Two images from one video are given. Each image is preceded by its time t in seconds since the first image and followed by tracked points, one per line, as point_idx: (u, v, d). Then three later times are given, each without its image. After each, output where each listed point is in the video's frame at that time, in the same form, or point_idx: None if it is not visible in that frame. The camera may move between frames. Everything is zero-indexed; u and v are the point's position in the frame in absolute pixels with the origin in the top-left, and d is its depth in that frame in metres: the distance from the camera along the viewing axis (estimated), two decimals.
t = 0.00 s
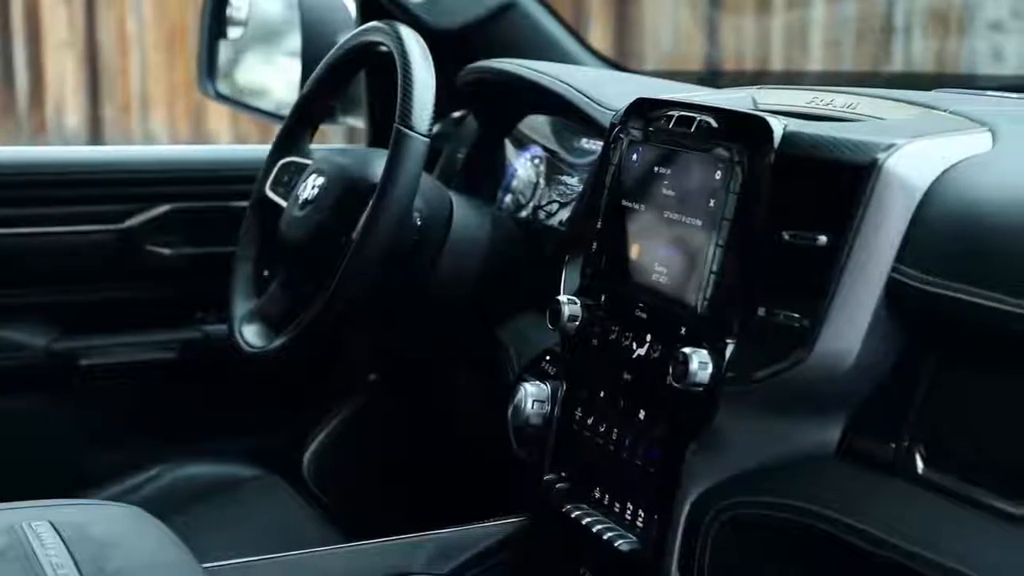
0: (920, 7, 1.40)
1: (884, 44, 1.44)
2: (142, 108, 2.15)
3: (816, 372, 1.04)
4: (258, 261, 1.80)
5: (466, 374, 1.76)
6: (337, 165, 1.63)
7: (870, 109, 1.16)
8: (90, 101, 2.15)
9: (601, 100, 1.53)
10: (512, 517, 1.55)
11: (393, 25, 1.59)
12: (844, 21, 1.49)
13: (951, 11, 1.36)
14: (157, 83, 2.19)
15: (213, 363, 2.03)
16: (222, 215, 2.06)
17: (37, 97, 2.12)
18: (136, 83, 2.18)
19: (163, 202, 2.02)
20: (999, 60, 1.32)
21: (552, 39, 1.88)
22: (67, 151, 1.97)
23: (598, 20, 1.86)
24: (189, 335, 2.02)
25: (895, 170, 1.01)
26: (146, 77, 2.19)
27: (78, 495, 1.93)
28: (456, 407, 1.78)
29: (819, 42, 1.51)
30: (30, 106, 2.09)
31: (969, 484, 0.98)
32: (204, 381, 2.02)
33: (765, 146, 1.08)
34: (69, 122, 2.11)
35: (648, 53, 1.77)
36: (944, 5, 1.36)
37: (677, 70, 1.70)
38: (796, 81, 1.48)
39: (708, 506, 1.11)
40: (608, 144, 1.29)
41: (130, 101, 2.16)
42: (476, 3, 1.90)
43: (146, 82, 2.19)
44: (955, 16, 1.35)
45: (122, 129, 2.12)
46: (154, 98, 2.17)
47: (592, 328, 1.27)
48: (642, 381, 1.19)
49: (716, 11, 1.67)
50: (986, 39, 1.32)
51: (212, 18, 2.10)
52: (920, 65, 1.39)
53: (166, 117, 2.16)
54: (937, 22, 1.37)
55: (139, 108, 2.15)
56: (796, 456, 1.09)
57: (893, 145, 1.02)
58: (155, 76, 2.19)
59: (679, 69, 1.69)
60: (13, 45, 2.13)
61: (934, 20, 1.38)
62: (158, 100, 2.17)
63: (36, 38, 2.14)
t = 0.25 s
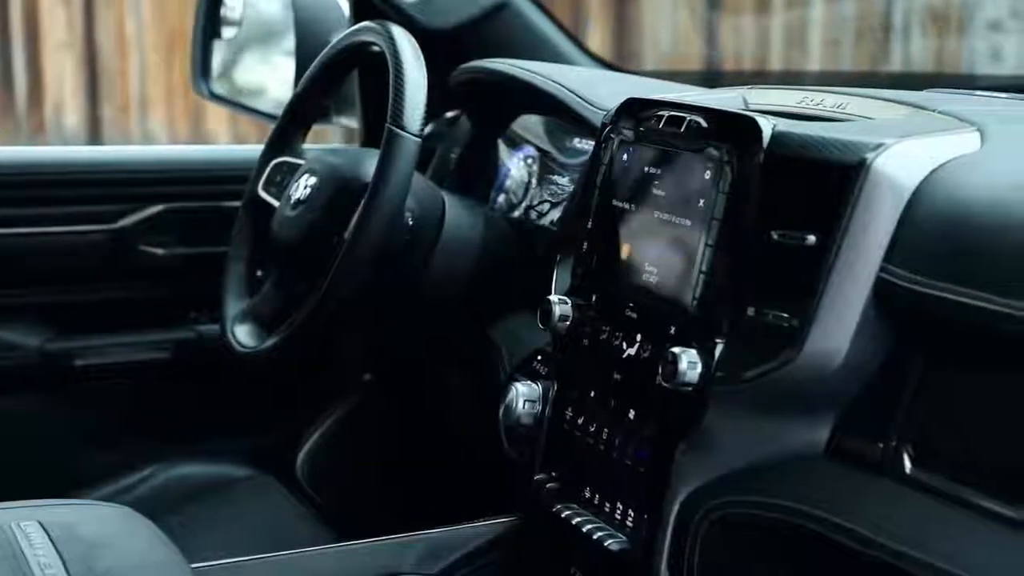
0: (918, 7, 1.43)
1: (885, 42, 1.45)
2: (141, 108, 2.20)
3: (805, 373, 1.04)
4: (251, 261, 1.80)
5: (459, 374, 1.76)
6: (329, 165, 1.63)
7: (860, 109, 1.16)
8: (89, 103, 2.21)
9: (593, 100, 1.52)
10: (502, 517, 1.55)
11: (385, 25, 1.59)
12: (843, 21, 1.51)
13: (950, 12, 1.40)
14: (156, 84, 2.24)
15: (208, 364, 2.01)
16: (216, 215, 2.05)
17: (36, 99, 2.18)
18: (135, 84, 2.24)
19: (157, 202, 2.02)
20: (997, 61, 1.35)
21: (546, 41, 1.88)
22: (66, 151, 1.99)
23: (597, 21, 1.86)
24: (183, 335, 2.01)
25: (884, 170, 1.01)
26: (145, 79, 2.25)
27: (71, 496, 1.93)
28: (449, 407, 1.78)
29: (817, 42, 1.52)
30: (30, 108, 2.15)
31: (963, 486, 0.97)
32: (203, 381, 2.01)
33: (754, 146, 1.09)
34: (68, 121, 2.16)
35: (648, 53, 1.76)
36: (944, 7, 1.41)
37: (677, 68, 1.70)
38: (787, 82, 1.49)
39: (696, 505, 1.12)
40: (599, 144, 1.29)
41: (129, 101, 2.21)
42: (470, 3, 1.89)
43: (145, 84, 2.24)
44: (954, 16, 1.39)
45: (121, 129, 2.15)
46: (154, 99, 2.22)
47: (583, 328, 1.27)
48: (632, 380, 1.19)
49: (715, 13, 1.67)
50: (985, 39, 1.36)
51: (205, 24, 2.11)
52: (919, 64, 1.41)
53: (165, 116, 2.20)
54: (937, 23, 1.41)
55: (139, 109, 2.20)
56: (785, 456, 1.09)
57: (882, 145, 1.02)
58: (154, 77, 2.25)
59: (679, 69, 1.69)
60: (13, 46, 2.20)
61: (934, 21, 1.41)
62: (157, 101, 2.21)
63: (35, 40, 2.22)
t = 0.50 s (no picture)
0: (916, 8, 1.41)
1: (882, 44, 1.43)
2: (139, 109, 2.22)
3: (792, 373, 1.04)
4: (243, 261, 1.80)
5: (451, 374, 1.76)
6: (319, 165, 1.63)
7: (847, 109, 1.16)
8: (87, 103, 2.23)
9: (584, 99, 1.53)
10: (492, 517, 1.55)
11: (376, 25, 1.59)
12: (838, 19, 1.49)
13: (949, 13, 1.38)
14: (153, 84, 2.26)
15: (199, 363, 2.01)
16: (209, 213, 2.06)
17: (36, 98, 2.19)
18: (134, 85, 2.26)
19: (149, 202, 2.03)
20: (995, 61, 1.34)
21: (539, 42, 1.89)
22: (64, 152, 2.00)
23: (597, 26, 1.89)
24: (174, 335, 2.01)
25: (870, 169, 1.01)
26: (143, 80, 2.27)
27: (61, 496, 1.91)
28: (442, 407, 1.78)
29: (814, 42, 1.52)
30: (28, 105, 2.17)
31: (949, 485, 0.98)
32: (193, 381, 2.01)
33: (742, 145, 1.09)
34: (66, 120, 2.18)
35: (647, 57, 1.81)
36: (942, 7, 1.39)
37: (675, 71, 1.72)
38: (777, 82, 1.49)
39: (683, 506, 1.12)
40: (588, 144, 1.29)
41: (127, 101, 2.24)
42: (460, 3, 1.89)
43: (143, 84, 2.26)
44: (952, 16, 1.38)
45: (119, 129, 2.18)
46: (152, 100, 2.24)
47: (572, 328, 1.27)
48: (621, 380, 1.20)
49: (714, 18, 1.69)
50: (983, 39, 1.34)
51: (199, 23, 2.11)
52: (919, 64, 1.40)
53: (162, 116, 2.22)
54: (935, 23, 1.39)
55: (137, 110, 2.22)
56: (773, 455, 1.08)
57: (868, 144, 1.03)
58: (152, 78, 2.26)
59: (679, 69, 1.72)
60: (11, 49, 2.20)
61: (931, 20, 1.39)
62: (155, 102, 2.23)
63: (32, 36, 2.22)
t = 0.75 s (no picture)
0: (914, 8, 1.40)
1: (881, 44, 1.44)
2: (138, 109, 2.21)
3: (781, 374, 1.05)
4: (237, 262, 1.80)
5: (445, 374, 1.76)
6: (313, 165, 1.63)
7: (839, 109, 1.16)
8: (86, 103, 2.21)
9: (577, 99, 1.53)
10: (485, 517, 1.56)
11: (369, 25, 1.59)
12: (838, 19, 1.49)
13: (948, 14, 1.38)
14: (153, 84, 2.25)
15: (191, 363, 2.02)
16: (203, 213, 2.06)
17: (34, 98, 2.17)
18: (132, 86, 2.25)
19: (144, 202, 2.02)
20: (993, 60, 1.34)
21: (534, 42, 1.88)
22: (64, 152, 2.00)
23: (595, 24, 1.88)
24: (167, 335, 2.01)
25: (860, 170, 1.01)
26: (142, 80, 2.26)
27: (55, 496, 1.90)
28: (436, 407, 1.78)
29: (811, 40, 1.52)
30: (27, 105, 2.16)
31: (938, 486, 0.99)
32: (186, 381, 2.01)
33: (733, 145, 1.09)
34: (65, 121, 2.16)
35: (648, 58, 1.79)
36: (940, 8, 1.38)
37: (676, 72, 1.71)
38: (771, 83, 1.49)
39: (673, 506, 1.12)
40: (581, 143, 1.29)
41: (126, 101, 2.23)
42: (454, 3, 1.89)
43: (143, 84, 2.25)
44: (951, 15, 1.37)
45: (119, 129, 2.17)
46: (151, 102, 2.23)
47: (564, 327, 1.27)
48: (612, 380, 1.20)
49: (713, 18, 1.68)
50: (981, 39, 1.34)
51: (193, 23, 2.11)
52: (917, 64, 1.40)
53: (161, 117, 2.22)
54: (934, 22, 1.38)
55: (136, 111, 2.21)
56: (764, 455, 1.09)
57: (857, 144, 1.03)
58: (152, 79, 2.26)
59: (677, 69, 1.71)
60: (9, 52, 2.18)
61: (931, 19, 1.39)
62: (154, 103, 2.22)
63: (31, 36, 2.20)
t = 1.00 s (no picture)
0: (913, 6, 1.42)
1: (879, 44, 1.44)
2: (138, 109, 2.25)
3: (768, 373, 1.05)
4: (228, 261, 1.79)
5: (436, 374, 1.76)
6: (303, 164, 1.63)
7: (826, 109, 1.16)
8: (85, 103, 2.26)
9: (568, 99, 1.53)
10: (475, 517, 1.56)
11: (360, 25, 1.59)
12: (837, 17, 1.50)
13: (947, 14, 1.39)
14: (152, 83, 2.28)
15: (183, 363, 2.01)
16: (195, 213, 2.06)
17: (35, 97, 2.21)
18: (132, 86, 2.29)
19: (137, 201, 2.03)
20: (993, 59, 1.35)
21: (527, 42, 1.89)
22: (64, 152, 2.01)
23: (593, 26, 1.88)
24: (159, 335, 2.01)
25: (846, 169, 1.02)
26: (141, 80, 2.29)
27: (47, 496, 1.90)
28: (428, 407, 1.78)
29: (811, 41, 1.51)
30: (27, 105, 2.19)
31: (924, 485, 0.99)
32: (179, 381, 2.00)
33: (719, 144, 1.09)
34: (64, 119, 2.19)
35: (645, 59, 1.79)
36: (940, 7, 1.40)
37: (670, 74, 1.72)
38: (763, 84, 1.49)
39: (660, 505, 1.12)
40: (570, 143, 1.29)
41: (125, 101, 2.27)
42: (445, 3, 1.89)
43: (142, 83, 2.29)
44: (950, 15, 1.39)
45: (117, 128, 2.20)
46: (149, 101, 2.26)
47: (552, 327, 1.27)
48: (600, 379, 1.20)
49: (712, 19, 1.69)
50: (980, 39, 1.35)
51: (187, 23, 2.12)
52: (916, 64, 1.41)
53: (160, 117, 2.24)
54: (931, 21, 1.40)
55: (134, 111, 2.25)
56: (751, 454, 1.09)
57: (844, 144, 1.03)
58: (151, 79, 2.29)
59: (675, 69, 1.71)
60: (9, 54, 2.24)
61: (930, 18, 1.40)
62: (153, 103, 2.25)
63: (31, 37, 2.27)
